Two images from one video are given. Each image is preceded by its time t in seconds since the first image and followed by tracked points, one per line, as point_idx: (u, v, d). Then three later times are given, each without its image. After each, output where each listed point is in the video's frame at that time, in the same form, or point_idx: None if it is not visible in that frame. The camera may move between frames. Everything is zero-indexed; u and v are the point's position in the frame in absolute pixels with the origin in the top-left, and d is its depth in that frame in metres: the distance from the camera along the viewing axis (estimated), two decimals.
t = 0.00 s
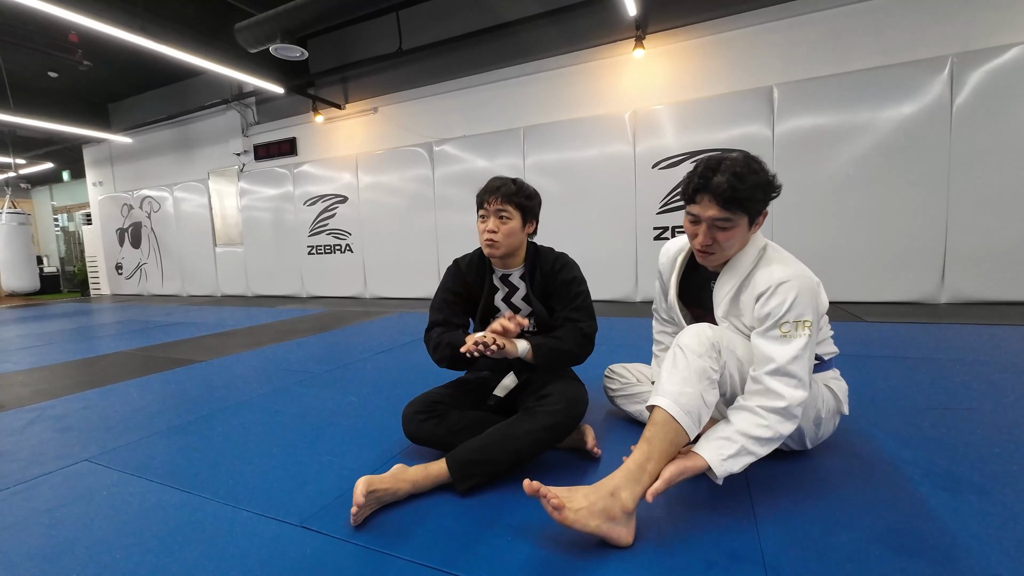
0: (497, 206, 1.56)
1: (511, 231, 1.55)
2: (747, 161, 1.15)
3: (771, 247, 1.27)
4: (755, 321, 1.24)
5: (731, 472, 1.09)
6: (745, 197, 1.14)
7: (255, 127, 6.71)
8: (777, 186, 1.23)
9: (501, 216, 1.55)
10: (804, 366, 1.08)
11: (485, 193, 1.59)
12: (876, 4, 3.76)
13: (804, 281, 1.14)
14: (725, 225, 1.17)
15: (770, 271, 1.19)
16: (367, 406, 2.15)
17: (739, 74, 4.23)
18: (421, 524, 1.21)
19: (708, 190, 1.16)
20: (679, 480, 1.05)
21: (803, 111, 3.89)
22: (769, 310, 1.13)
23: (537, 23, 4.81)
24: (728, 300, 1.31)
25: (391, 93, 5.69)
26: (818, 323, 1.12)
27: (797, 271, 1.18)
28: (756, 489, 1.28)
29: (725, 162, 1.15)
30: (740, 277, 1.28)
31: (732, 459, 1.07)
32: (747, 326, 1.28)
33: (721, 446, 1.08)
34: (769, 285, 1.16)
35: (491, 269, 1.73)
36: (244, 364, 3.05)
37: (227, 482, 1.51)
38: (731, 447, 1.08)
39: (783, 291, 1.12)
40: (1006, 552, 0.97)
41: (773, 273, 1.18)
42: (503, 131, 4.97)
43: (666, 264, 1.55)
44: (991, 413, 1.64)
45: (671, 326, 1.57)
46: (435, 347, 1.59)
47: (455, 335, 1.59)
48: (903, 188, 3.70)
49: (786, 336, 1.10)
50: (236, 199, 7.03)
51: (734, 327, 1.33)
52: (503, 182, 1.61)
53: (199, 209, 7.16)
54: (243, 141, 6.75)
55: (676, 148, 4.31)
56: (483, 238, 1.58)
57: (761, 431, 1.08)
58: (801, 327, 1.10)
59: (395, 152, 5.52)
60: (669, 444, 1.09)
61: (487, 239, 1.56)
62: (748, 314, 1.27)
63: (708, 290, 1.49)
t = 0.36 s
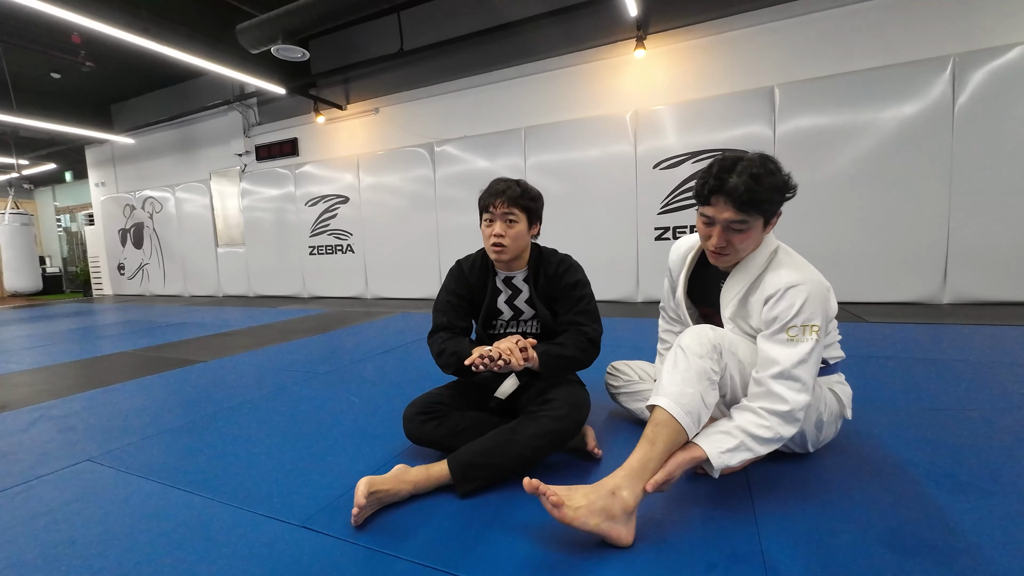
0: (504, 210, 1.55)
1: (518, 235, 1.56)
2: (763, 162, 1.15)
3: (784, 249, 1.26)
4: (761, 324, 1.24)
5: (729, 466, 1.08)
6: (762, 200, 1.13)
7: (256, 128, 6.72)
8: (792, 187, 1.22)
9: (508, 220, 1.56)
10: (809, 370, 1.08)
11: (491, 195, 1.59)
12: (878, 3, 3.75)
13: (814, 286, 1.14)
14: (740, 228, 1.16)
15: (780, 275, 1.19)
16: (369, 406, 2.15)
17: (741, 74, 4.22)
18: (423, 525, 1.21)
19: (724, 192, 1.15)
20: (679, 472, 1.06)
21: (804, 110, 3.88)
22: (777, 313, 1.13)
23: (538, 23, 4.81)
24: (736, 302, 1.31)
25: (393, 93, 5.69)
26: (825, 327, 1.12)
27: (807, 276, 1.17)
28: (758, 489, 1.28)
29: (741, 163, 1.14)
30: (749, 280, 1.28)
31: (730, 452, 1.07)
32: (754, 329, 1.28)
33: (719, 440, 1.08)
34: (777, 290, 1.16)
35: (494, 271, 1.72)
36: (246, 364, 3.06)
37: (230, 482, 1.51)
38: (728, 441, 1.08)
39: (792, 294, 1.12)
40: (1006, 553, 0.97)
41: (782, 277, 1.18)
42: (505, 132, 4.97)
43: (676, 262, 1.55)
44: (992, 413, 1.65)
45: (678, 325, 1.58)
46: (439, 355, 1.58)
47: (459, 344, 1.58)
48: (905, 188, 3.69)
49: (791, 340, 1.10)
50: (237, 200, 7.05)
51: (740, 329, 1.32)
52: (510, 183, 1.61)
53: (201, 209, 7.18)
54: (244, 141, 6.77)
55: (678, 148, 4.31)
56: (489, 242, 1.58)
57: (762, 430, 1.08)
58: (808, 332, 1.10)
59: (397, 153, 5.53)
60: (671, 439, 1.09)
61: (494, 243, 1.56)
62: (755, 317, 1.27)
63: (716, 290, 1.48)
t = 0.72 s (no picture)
0: (511, 209, 1.56)
1: (524, 234, 1.57)
2: (776, 164, 1.13)
3: (796, 251, 1.25)
4: (772, 328, 1.24)
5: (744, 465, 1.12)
6: (774, 202, 1.12)
7: (258, 128, 6.73)
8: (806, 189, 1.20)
9: (515, 219, 1.56)
10: (826, 378, 1.09)
11: (495, 194, 1.58)
12: (880, 3, 3.74)
13: (827, 289, 1.14)
14: (750, 231, 1.15)
15: (792, 278, 1.18)
16: (371, 406, 2.15)
17: (741, 74, 4.22)
18: (422, 524, 1.22)
19: (735, 194, 1.14)
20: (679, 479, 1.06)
21: (805, 110, 3.88)
22: (791, 317, 1.13)
23: (539, 24, 4.81)
24: (745, 305, 1.31)
25: (394, 93, 5.70)
26: (839, 334, 1.13)
27: (818, 279, 1.17)
28: (758, 489, 1.28)
29: (754, 165, 1.13)
30: (759, 283, 1.27)
31: (747, 451, 1.11)
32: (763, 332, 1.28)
33: (739, 439, 1.11)
34: (791, 293, 1.15)
35: (493, 270, 1.71)
36: (247, 364, 3.06)
37: (231, 482, 1.51)
38: (743, 443, 1.11)
39: (806, 299, 1.12)
40: (1006, 552, 0.97)
41: (794, 281, 1.17)
42: (505, 132, 4.97)
43: (683, 262, 1.55)
44: (994, 413, 1.65)
45: (682, 325, 1.58)
46: (445, 359, 1.58)
47: (464, 346, 1.57)
48: (906, 188, 3.68)
49: (806, 347, 1.11)
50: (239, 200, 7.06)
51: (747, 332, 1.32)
52: (510, 183, 1.61)
53: (203, 209, 7.19)
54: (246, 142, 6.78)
55: (679, 149, 4.30)
56: (496, 242, 1.56)
57: (780, 434, 1.11)
58: (823, 338, 1.10)
59: (397, 153, 5.54)
60: (677, 441, 1.09)
61: (502, 243, 1.55)
62: (763, 322, 1.26)
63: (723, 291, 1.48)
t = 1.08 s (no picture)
0: (495, 205, 1.56)
1: (509, 230, 1.55)
2: (787, 166, 1.13)
3: (807, 253, 1.25)
4: (783, 332, 1.23)
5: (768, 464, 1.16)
6: (785, 205, 1.12)
7: (259, 128, 6.74)
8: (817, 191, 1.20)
9: (500, 214, 1.56)
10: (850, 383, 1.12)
11: (482, 192, 1.59)
12: (881, 3, 3.74)
13: (841, 294, 1.14)
14: (761, 233, 1.15)
15: (805, 283, 1.18)
16: (371, 406, 2.15)
17: (742, 74, 4.22)
18: (423, 524, 1.22)
19: (746, 197, 1.13)
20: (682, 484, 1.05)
21: (806, 111, 3.88)
22: (807, 323, 1.13)
23: (540, 23, 4.81)
24: (755, 308, 1.30)
25: (394, 93, 5.70)
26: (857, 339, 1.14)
27: (831, 284, 1.16)
28: (759, 489, 1.28)
29: (766, 167, 1.13)
30: (768, 287, 1.27)
31: (771, 451, 1.14)
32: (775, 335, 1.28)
33: (762, 439, 1.15)
34: (804, 298, 1.15)
35: (490, 268, 1.72)
36: (248, 364, 3.07)
37: (230, 482, 1.52)
38: (771, 442, 1.15)
39: (821, 304, 1.12)
40: (1005, 551, 0.98)
41: (806, 286, 1.17)
42: (506, 132, 4.97)
43: (690, 263, 1.54)
44: (996, 414, 1.64)
45: (688, 325, 1.58)
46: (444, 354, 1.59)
47: (461, 340, 1.58)
48: (908, 188, 3.68)
49: (825, 352, 1.12)
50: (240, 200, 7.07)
51: (756, 335, 1.32)
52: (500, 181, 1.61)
53: (204, 210, 7.21)
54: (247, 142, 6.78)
55: (680, 149, 4.30)
56: (483, 239, 1.57)
57: (806, 436, 1.14)
58: (841, 342, 1.11)
59: (398, 154, 5.54)
60: (681, 447, 1.08)
61: (487, 240, 1.55)
62: (775, 326, 1.26)
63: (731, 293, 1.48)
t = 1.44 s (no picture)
0: (487, 204, 1.55)
1: (501, 229, 1.56)
2: (800, 167, 1.13)
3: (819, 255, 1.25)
4: (790, 334, 1.24)
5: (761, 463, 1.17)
6: (798, 205, 1.12)
7: (260, 128, 6.75)
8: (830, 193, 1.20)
9: (491, 214, 1.55)
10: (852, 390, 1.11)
11: (474, 192, 1.58)
12: (882, 2, 3.74)
13: (850, 297, 1.13)
14: (772, 234, 1.14)
15: (816, 287, 1.17)
16: (371, 405, 2.15)
17: (742, 74, 4.22)
18: (422, 521, 1.22)
19: (757, 197, 1.13)
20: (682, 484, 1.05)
21: (806, 110, 3.87)
22: (814, 327, 1.13)
23: (540, 23, 4.81)
24: (763, 308, 1.30)
25: (395, 93, 5.71)
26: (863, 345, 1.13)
27: (840, 286, 1.16)
28: (761, 488, 1.28)
29: (778, 166, 1.13)
30: (778, 288, 1.26)
31: (766, 451, 1.16)
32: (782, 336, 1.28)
33: (758, 439, 1.17)
34: (814, 302, 1.14)
35: (483, 264, 1.74)
36: (249, 364, 3.07)
37: (230, 480, 1.52)
38: (766, 443, 1.16)
39: (829, 309, 1.11)
40: (1005, 549, 0.97)
41: (817, 289, 1.16)
42: (507, 132, 4.98)
43: (696, 260, 1.54)
44: (997, 413, 1.64)
45: (692, 323, 1.57)
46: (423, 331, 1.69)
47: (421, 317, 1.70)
48: (909, 187, 3.67)
49: (831, 357, 1.11)
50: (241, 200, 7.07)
51: (762, 334, 1.32)
52: (493, 181, 1.58)
53: (205, 210, 7.21)
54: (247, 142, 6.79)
55: (681, 149, 4.30)
56: (474, 238, 1.58)
57: (803, 440, 1.15)
58: (848, 348, 1.11)
59: (399, 154, 5.55)
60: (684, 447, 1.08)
61: (479, 239, 1.57)
62: (782, 327, 1.26)
63: (737, 292, 1.48)
